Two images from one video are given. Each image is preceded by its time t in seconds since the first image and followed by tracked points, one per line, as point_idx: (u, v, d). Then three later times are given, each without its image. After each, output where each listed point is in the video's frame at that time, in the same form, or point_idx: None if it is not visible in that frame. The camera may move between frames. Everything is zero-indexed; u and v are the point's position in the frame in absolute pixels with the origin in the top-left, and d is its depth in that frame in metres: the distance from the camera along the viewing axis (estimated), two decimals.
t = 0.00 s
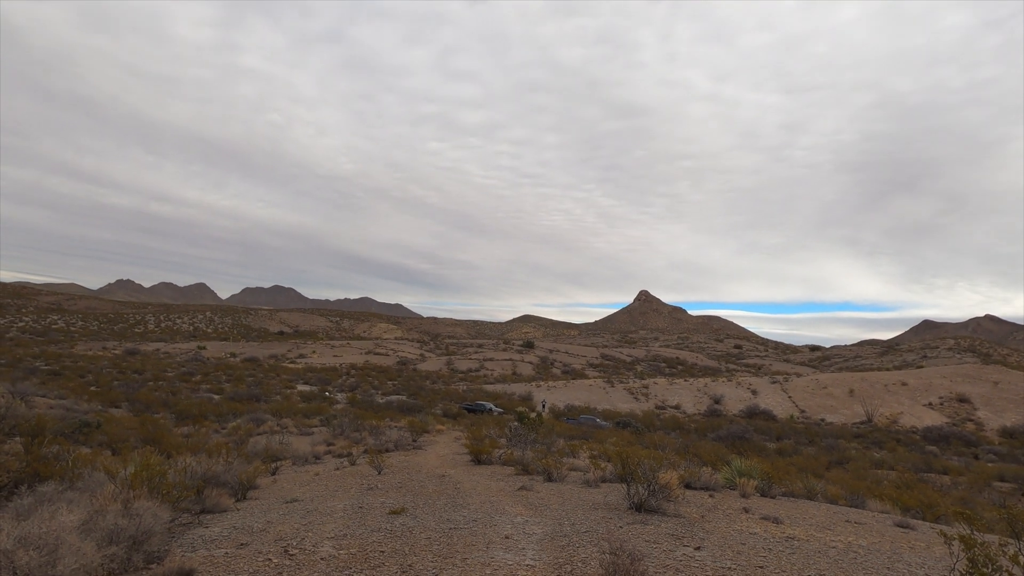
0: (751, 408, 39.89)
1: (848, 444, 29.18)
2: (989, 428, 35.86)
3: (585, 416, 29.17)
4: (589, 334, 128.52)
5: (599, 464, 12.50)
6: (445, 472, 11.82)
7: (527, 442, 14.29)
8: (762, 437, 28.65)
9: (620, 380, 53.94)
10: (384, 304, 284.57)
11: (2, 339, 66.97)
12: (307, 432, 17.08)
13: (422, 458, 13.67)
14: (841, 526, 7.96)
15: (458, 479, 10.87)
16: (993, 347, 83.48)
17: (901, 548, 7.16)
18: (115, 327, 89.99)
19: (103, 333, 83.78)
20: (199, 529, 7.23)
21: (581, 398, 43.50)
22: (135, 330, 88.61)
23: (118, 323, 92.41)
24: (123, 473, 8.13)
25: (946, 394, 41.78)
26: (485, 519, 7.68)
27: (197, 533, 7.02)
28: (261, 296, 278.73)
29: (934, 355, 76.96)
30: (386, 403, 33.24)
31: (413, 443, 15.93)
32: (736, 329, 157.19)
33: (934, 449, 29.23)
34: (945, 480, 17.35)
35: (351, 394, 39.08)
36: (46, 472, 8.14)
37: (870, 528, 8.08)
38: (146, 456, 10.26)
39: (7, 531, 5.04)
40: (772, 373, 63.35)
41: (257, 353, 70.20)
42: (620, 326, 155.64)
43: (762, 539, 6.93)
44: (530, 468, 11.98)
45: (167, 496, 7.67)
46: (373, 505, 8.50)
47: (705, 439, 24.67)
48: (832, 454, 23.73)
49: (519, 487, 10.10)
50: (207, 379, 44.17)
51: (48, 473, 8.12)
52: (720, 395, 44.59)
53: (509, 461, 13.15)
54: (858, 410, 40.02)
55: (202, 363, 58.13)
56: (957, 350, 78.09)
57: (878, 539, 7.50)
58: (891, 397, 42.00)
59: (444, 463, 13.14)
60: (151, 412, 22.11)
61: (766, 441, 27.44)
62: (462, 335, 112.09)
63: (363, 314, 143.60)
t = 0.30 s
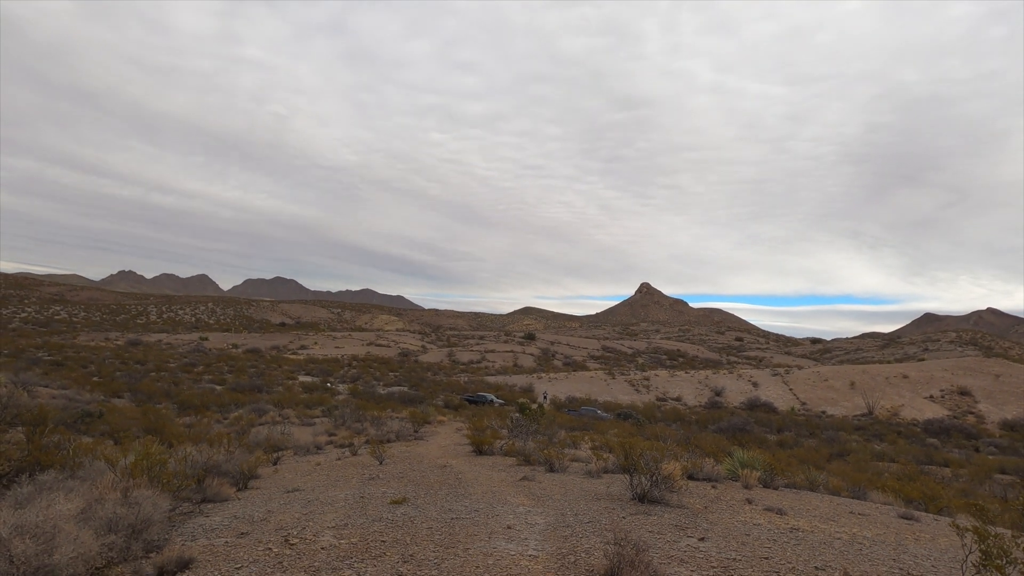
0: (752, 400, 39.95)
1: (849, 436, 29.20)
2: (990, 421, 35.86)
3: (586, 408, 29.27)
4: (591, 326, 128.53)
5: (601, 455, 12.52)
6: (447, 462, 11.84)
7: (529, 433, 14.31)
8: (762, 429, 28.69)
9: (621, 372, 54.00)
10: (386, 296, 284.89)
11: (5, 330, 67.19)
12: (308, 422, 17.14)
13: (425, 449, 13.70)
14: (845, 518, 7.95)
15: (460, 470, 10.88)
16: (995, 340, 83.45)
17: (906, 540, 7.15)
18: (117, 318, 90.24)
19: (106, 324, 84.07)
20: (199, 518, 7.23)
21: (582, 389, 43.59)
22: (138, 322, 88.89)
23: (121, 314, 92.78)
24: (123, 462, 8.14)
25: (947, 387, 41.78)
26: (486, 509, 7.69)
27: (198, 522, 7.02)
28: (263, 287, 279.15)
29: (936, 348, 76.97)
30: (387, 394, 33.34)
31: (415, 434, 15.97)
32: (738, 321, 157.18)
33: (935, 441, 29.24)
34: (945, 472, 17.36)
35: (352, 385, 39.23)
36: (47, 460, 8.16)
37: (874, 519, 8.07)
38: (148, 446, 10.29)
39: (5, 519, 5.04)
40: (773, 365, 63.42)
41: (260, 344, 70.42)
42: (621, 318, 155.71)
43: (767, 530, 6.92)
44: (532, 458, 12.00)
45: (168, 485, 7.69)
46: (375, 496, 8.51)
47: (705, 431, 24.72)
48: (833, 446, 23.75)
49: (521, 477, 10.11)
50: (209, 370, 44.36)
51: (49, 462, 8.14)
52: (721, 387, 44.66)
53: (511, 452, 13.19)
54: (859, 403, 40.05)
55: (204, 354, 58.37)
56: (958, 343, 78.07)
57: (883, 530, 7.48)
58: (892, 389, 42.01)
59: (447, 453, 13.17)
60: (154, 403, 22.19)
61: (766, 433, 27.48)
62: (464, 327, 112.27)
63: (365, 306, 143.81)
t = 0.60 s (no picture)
0: (752, 394, 39.98)
1: (849, 430, 29.23)
2: (990, 415, 35.88)
3: (586, 402, 29.30)
4: (591, 320, 128.52)
5: (604, 450, 12.48)
6: (450, 456, 11.81)
7: (531, 427, 14.28)
8: (763, 423, 28.70)
9: (621, 366, 54.05)
10: (386, 290, 284.90)
11: (5, 323, 67.18)
12: (309, 415, 17.11)
13: (427, 443, 13.66)
14: (854, 513, 7.92)
15: (462, 464, 10.83)
16: (995, 334, 83.49)
17: (916, 535, 7.11)
18: (117, 311, 90.26)
19: (106, 318, 84.09)
20: (198, 513, 7.19)
21: (582, 383, 43.63)
22: (138, 315, 88.93)
23: (121, 308, 92.79)
24: (121, 456, 8.10)
25: (948, 381, 41.77)
26: (490, 504, 7.64)
27: (198, 517, 6.98)
28: (263, 281, 279.05)
29: (936, 342, 76.99)
30: (388, 388, 33.36)
31: (416, 427, 15.94)
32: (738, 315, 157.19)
33: (935, 436, 29.24)
34: (947, 467, 17.33)
35: (353, 379, 39.23)
36: (45, 454, 8.12)
37: (883, 514, 8.03)
38: (148, 439, 10.23)
39: None
40: (774, 360, 63.40)
41: (260, 338, 70.44)
42: (621, 312, 155.70)
43: (776, 526, 6.88)
44: (535, 452, 11.98)
45: (168, 480, 7.64)
46: (378, 489, 8.46)
47: (706, 425, 24.72)
48: (834, 441, 23.76)
49: (524, 471, 10.08)
50: (209, 363, 44.33)
51: (47, 455, 8.09)
52: (722, 381, 44.66)
53: (513, 446, 13.15)
54: (859, 397, 40.04)
55: (204, 347, 58.41)
56: (958, 338, 78.12)
57: (891, 525, 7.45)
58: (893, 383, 42.03)
59: (449, 447, 13.14)
60: (154, 396, 22.16)
61: (767, 427, 27.48)
62: (464, 321, 112.36)
63: (365, 300, 143.84)
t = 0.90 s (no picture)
0: (752, 390, 39.97)
1: (849, 426, 29.23)
2: (990, 412, 35.88)
3: (586, 397, 29.29)
4: (591, 315, 128.64)
5: (607, 445, 12.42)
6: (450, 451, 11.73)
7: (532, 422, 14.19)
8: (763, 419, 28.69)
9: (621, 361, 54.03)
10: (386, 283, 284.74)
11: (5, 316, 67.16)
12: (308, 409, 17.03)
13: (426, 437, 13.59)
14: (862, 511, 7.84)
15: (462, 459, 10.74)
16: (994, 331, 83.58)
17: (927, 535, 7.03)
18: (117, 304, 90.25)
19: (106, 310, 84.10)
20: (192, 508, 7.10)
21: (582, 378, 43.61)
22: (138, 308, 88.93)
23: (121, 301, 92.74)
24: (114, 449, 8.02)
25: (948, 378, 41.75)
26: (491, 500, 7.56)
27: (191, 513, 6.89)
28: (263, 275, 278.89)
29: (936, 339, 77.05)
30: (388, 381, 33.33)
31: (416, 422, 15.87)
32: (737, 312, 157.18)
33: (935, 432, 29.23)
34: (948, 463, 17.29)
35: (352, 373, 39.20)
36: (38, 447, 8.05)
37: (891, 513, 7.96)
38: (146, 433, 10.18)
39: None
40: (773, 356, 63.41)
41: (260, 332, 70.41)
42: (620, 307, 155.76)
43: (784, 524, 6.79)
44: (537, 447, 11.89)
45: (163, 475, 7.57)
46: (376, 485, 8.38)
47: (706, 420, 24.69)
48: (834, 437, 23.74)
49: (525, 467, 10.00)
50: (209, 356, 44.31)
51: (40, 448, 8.03)
52: (722, 376, 44.64)
53: (515, 440, 13.06)
54: (859, 393, 40.03)
55: (204, 340, 58.37)
56: (958, 334, 78.19)
57: (901, 524, 7.38)
58: (893, 380, 42.02)
59: (450, 442, 13.04)
60: (153, 388, 22.12)
61: (767, 423, 27.46)
62: (464, 316, 112.36)
63: (365, 294, 143.83)
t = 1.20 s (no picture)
0: (752, 385, 39.93)
1: (849, 422, 29.19)
2: (990, 408, 35.85)
3: (586, 391, 29.22)
4: (590, 310, 128.57)
5: (609, 441, 12.32)
6: (449, 447, 11.64)
7: (532, 417, 14.09)
8: (763, 414, 28.64)
9: (621, 356, 54.00)
10: (386, 277, 284.57)
11: (4, 308, 67.09)
12: (306, 402, 16.94)
13: (425, 432, 13.51)
14: (872, 512, 7.75)
15: (462, 455, 10.64)
16: (994, 328, 83.59)
17: (940, 537, 6.93)
18: (117, 296, 90.12)
19: (106, 302, 84.07)
20: (182, 506, 7.00)
21: (581, 372, 43.55)
22: (137, 300, 88.84)
23: (121, 293, 92.65)
24: (101, 444, 7.91)
25: (948, 374, 41.70)
26: (490, 500, 7.46)
27: (180, 512, 6.79)
28: (263, 268, 278.63)
29: (935, 335, 77.02)
30: (387, 375, 33.26)
31: (414, 416, 15.79)
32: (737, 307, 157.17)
33: (935, 428, 29.19)
34: (949, 460, 17.22)
35: (352, 366, 39.14)
36: (25, 442, 7.95)
37: (902, 514, 7.86)
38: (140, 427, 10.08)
39: None
40: (773, 351, 63.35)
41: (259, 324, 70.31)
42: (620, 302, 155.73)
43: (795, 527, 6.68)
44: (538, 443, 11.80)
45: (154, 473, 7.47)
46: (373, 483, 8.28)
47: (706, 416, 24.63)
48: (834, 432, 23.70)
49: (526, 464, 9.89)
50: (208, 349, 44.27)
51: (27, 442, 7.91)
52: (722, 371, 44.59)
53: (515, 436, 12.96)
54: (859, 389, 39.98)
55: (204, 333, 58.25)
56: (958, 331, 78.20)
57: (913, 526, 7.28)
58: (893, 376, 41.97)
59: (449, 437, 12.95)
60: (151, 381, 22.03)
61: (767, 418, 27.41)
62: (464, 309, 112.26)
63: (365, 288, 143.73)
